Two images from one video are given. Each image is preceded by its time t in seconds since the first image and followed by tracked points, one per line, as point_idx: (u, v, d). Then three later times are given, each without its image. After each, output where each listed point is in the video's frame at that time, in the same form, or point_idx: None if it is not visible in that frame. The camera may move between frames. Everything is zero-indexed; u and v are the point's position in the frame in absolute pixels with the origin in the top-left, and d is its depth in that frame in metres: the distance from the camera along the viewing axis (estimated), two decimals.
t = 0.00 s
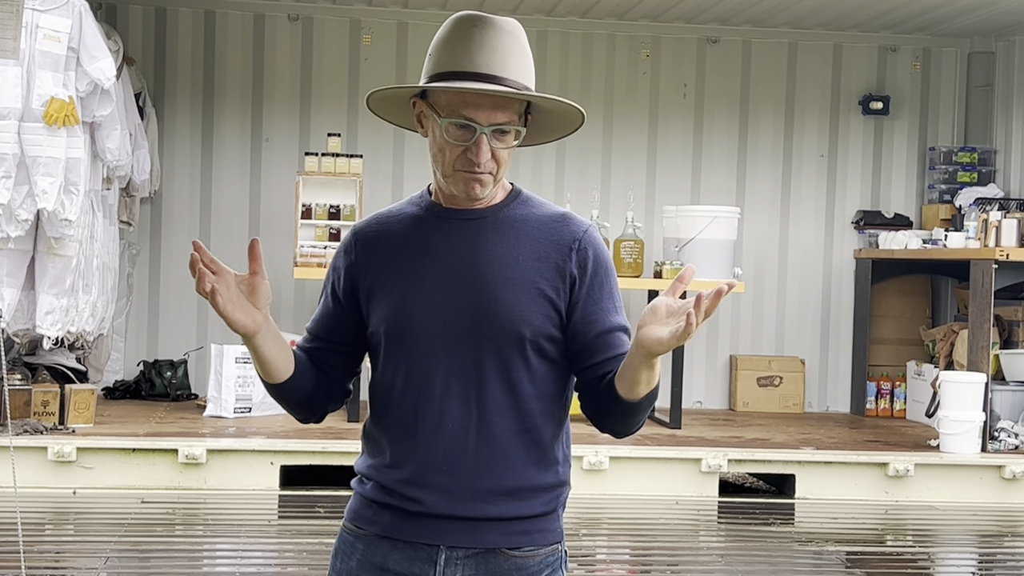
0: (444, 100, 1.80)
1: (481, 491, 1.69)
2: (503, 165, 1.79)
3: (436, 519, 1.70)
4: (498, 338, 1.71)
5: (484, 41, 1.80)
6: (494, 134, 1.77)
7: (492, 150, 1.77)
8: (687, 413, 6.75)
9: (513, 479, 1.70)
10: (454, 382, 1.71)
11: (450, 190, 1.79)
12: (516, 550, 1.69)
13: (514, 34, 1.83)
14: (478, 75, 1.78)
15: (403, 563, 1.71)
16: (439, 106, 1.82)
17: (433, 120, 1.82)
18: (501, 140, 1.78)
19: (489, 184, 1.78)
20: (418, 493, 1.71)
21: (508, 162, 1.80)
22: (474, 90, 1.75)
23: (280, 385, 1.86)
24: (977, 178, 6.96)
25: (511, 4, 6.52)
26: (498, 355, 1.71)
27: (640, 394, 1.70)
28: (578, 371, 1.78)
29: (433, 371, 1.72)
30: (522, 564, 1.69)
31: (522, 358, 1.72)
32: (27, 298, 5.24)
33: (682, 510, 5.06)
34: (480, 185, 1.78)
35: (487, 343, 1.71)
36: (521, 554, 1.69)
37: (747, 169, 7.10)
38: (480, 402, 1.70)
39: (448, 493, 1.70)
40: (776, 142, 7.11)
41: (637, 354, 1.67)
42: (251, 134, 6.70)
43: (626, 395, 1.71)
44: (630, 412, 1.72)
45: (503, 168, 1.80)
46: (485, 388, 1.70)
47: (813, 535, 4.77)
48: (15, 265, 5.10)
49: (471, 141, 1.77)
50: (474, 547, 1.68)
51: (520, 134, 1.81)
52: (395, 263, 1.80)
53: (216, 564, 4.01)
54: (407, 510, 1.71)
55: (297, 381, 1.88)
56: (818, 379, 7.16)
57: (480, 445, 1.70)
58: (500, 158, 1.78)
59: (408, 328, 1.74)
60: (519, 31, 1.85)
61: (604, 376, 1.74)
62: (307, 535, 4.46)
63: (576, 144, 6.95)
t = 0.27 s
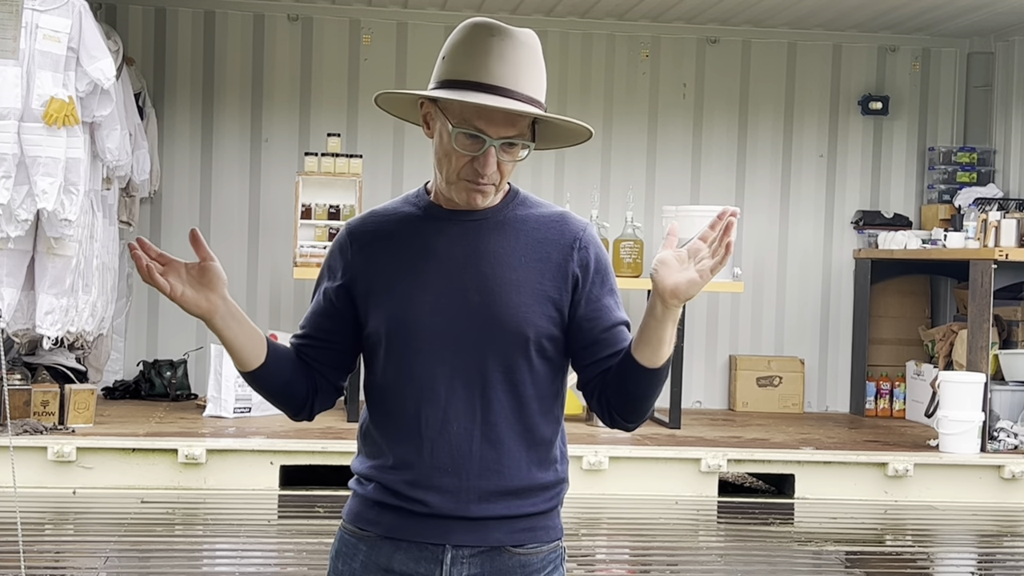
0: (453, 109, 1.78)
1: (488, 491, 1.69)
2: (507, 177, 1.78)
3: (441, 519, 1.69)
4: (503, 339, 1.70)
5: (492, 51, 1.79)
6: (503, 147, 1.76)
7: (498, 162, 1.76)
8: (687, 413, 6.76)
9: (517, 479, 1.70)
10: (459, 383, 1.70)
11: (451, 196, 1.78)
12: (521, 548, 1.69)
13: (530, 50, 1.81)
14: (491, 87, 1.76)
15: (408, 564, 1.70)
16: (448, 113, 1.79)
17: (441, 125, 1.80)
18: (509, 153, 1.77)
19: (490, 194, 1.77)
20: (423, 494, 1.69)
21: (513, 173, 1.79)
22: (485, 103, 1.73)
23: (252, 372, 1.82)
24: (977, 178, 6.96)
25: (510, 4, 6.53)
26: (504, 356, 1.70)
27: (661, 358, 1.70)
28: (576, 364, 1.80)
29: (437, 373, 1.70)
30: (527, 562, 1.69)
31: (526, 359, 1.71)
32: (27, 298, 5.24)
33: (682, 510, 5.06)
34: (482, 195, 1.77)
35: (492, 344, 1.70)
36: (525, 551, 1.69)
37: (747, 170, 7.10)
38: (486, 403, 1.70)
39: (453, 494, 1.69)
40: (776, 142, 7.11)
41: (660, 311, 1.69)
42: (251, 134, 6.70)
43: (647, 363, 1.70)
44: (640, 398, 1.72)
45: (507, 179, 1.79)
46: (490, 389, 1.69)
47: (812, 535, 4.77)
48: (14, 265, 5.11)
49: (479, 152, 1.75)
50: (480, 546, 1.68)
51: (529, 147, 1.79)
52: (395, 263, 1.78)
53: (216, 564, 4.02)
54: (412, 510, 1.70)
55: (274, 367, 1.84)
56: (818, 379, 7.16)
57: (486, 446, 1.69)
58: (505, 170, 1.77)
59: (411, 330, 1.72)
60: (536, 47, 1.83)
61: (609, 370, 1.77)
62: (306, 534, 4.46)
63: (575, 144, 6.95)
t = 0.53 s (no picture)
0: (464, 102, 1.75)
1: (489, 489, 1.67)
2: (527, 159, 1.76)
3: (442, 517, 1.67)
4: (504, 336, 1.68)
5: (486, 39, 1.75)
6: (523, 129, 1.74)
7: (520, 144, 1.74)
8: (687, 413, 6.76)
9: (518, 476, 1.68)
10: (460, 381, 1.68)
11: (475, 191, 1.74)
12: (521, 546, 1.68)
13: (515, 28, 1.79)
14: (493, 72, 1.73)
15: (408, 563, 1.68)
16: (454, 110, 1.76)
17: (450, 123, 1.76)
18: (526, 133, 1.76)
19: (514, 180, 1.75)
20: (424, 492, 1.67)
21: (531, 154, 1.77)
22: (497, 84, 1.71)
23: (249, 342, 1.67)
24: (977, 178, 6.96)
25: (510, 4, 6.52)
26: (505, 352, 1.68)
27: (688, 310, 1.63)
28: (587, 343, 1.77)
29: (440, 371, 1.68)
30: (527, 560, 1.68)
31: (528, 355, 1.69)
32: (27, 298, 5.24)
33: (682, 511, 5.06)
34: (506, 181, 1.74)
35: (493, 341, 1.68)
36: (525, 549, 1.68)
37: (747, 170, 7.10)
38: (487, 402, 1.68)
39: (455, 492, 1.67)
40: (776, 142, 7.12)
41: (687, 259, 1.63)
42: (251, 135, 6.70)
43: (672, 315, 1.62)
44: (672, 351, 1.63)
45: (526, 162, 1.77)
46: (492, 387, 1.68)
47: (813, 535, 4.77)
48: (15, 265, 5.11)
49: (501, 137, 1.73)
50: (480, 544, 1.67)
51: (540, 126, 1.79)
52: (393, 261, 1.75)
53: (216, 563, 4.02)
54: (412, 509, 1.68)
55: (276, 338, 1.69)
56: (818, 379, 7.16)
57: (487, 444, 1.68)
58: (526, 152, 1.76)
59: (411, 328, 1.70)
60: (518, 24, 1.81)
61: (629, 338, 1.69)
62: (307, 534, 4.47)
63: (576, 144, 6.95)
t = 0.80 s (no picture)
0: (471, 83, 1.68)
1: (492, 488, 1.62)
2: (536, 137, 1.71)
3: (444, 516, 1.62)
4: (503, 331, 1.63)
5: (488, 28, 1.67)
6: (531, 102, 1.69)
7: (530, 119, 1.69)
8: (687, 413, 6.76)
9: (521, 474, 1.62)
10: (461, 377, 1.63)
11: (487, 169, 1.67)
12: (523, 545, 1.62)
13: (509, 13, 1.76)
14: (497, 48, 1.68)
15: (411, 563, 1.63)
16: (459, 92, 1.69)
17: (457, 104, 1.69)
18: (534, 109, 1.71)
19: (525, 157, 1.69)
20: (427, 490, 1.62)
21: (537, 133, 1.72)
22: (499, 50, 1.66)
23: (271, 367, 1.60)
24: (977, 178, 6.95)
25: (511, 3, 6.52)
26: (503, 346, 1.62)
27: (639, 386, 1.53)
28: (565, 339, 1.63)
29: (441, 369, 1.63)
30: (530, 560, 1.63)
31: (528, 350, 1.63)
32: (28, 299, 5.24)
33: (682, 510, 5.06)
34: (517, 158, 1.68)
35: (492, 335, 1.63)
36: (528, 549, 1.63)
37: (748, 170, 7.10)
38: (489, 399, 1.62)
39: (458, 491, 1.62)
40: (776, 142, 7.11)
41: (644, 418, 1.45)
42: (252, 135, 6.71)
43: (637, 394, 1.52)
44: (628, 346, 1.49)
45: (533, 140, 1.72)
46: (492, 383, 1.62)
47: (813, 535, 4.77)
48: (16, 264, 5.11)
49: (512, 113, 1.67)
50: (483, 543, 1.61)
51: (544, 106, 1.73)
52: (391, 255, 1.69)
53: (217, 563, 4.02)
54: (414, 507, 1.63)
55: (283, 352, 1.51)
56: (818, 379, 7.16)
57: (489, 441, 1.62)
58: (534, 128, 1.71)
59: (410, 324, 1.65)
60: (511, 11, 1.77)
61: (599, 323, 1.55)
62: (307, 534, 4.47)
63: (576, 145, 6.96)
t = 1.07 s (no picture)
0: (481, 77, 1.70)
1: (494, 490, 1.63)
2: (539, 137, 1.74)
3: (448, 519, 1.63)
4: (505, 335, 1.65)
5: (498, 24, 1.70)
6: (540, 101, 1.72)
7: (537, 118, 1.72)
8: (688, 413, 6.76)
9: (522, 476, 1.65)
10: (465, 378, 1.64)
11: (492, 166, 1.69)
12: (525, 547, 1.65)
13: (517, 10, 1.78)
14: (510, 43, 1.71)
15: (414, 567, 1.63)
16: (469, 87, 1.71)
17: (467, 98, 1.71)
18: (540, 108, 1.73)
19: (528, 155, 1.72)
20: (430, 493, 1.63)
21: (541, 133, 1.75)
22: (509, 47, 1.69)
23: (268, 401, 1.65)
24: (978, 178, 6.94)
25: (512, 4, 6.52)
26: (505, 351, 1.65)
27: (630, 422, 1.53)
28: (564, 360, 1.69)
29: (443, 372, 1.64)
30: (531, 561, 1.65)
31: (529, 354, 1.66)
32: (30, 299, 5.24)
33: (683, 511, 5.06)
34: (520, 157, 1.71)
35: (495, 338, 1.65)
36: (529, 550, 1.65)
37: (749, 170, 7.10)
38: (491, 401, 1.64)
39: (461, 493, 1.63)
40: (777, 142, 7.11)
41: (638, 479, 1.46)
42: (253, 135, 6.71)
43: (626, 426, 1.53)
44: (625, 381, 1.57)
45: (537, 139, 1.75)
46: (496, 386, 1.64)
47: (814, 535, 4.77)
48: (17, 264, 5.11)
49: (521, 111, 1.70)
50: (486, 546, 1.63)
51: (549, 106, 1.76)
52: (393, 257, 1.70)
53: (218, 563, 4.02)
54: (416, 510, 1.63)
55: (289, 405, 1.57)
56: (819, 379, 7.16)
57: (492, 443, 1.64)
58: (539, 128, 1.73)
59: (412, 326, 1.66)
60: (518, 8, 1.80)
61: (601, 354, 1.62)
62: (308, 534, 4.47)
63: (577, 145, 6.96)
